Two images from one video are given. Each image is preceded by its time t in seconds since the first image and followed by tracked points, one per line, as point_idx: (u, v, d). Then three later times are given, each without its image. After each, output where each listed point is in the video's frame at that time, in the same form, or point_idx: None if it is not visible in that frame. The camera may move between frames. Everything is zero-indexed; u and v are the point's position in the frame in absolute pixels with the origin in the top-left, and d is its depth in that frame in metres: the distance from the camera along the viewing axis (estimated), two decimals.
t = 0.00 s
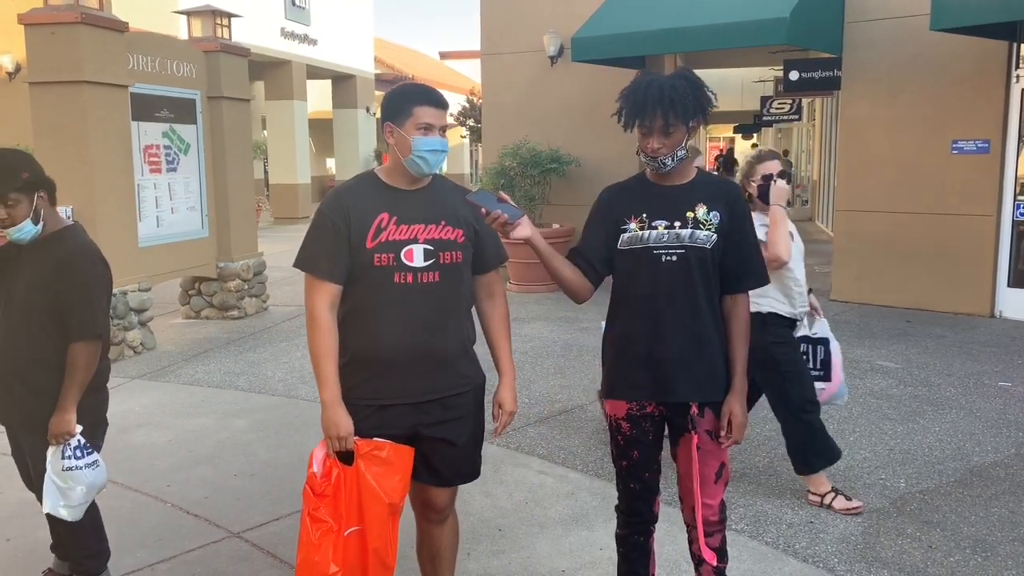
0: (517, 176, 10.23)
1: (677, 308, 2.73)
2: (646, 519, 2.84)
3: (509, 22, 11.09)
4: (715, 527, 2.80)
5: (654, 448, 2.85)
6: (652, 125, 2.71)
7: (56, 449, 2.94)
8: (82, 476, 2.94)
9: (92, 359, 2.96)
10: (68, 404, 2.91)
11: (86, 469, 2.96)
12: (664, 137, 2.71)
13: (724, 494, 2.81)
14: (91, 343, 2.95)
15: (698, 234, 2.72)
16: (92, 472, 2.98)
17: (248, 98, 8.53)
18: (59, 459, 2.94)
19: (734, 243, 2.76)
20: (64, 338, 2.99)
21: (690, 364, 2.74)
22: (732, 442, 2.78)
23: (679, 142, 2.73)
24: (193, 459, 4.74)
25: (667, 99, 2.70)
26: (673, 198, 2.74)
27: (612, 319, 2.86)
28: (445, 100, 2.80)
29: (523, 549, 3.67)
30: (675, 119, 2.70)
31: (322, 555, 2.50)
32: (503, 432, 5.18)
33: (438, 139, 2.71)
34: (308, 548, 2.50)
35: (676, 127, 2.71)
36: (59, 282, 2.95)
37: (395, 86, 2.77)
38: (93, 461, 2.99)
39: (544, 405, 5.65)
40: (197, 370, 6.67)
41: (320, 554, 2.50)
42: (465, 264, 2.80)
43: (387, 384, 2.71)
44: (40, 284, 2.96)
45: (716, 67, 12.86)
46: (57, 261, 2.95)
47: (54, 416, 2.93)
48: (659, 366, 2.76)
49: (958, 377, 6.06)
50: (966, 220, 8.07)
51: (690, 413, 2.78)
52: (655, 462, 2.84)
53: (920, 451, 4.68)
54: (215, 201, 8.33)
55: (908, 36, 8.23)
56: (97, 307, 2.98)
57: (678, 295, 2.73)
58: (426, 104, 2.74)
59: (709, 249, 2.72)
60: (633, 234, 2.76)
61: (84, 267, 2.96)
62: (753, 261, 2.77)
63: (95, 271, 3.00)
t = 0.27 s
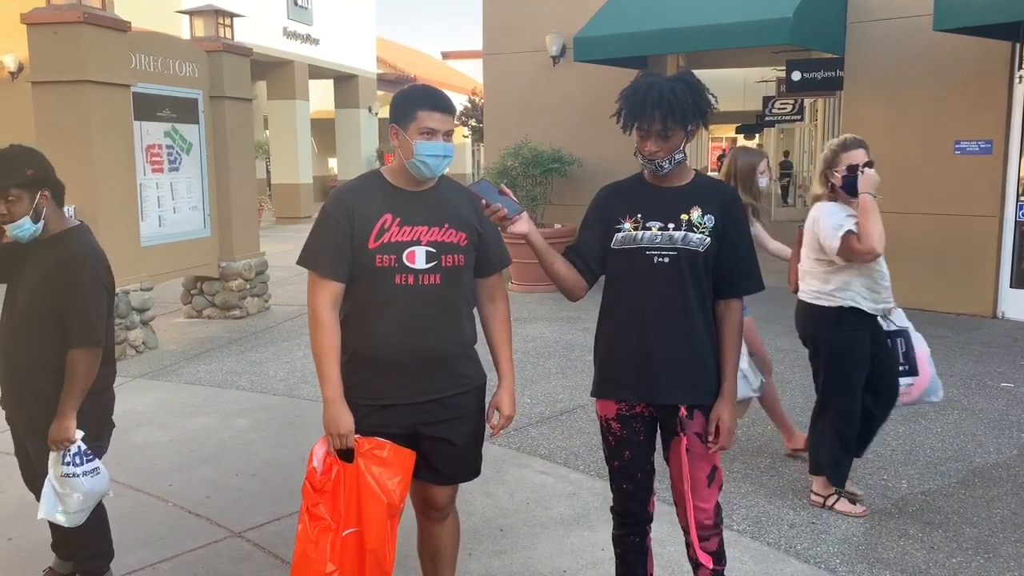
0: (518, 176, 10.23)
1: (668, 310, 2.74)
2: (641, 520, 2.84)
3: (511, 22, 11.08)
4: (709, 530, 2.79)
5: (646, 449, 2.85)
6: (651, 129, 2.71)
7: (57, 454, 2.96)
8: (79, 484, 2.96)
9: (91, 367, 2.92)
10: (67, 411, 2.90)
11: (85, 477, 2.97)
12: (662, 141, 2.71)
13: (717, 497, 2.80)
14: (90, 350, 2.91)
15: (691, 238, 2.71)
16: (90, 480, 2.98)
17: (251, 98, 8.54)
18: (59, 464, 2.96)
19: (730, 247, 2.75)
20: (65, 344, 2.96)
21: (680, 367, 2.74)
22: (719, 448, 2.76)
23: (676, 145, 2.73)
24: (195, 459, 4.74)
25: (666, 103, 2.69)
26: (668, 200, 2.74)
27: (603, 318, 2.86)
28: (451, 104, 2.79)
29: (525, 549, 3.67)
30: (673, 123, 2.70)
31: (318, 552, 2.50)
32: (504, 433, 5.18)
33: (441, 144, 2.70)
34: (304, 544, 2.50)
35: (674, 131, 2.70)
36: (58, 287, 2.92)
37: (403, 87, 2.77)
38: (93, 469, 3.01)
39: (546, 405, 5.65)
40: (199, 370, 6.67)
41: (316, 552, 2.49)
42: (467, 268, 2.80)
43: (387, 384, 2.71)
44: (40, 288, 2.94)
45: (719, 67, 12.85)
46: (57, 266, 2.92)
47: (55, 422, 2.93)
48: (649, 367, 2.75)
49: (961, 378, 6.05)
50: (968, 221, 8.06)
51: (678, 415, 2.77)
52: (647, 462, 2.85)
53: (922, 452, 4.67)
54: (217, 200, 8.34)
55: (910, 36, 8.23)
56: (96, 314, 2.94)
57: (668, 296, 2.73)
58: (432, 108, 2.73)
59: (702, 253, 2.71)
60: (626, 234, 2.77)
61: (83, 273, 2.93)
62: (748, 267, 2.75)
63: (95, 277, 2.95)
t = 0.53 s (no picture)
0: (521, 176, 10.22)
1: (666, 310, 2.73)
2: (643, 520, 2.85)
3: (515, 22, 11.08)
4: (710, 532, 2.79)
5: (646, 449, 2.84)
6: (652, 131, 2.70)
7: (57, 458, 2.93)
8: (77, 488, 2.93)
9: (91, 371, 2.92)
10: (67, 414, 2.89)
11: (83, 482, 2.93)
12: (663, 144, 2.70)
13: (717, 498, 2.80)
14: (89, 352, 2.90)
15: (689, 238, 2.71)
16: (89, 484, 2.95)
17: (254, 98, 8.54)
18: (59, 468, 2.93)
19: (728, 248, 2.75)
20: (64, 346, 2.96)
21: (678, 366, 2.73)
22: (715, 449, 2.74)
23: (678, 148, 2.72)
24: (197, 458, 4.74)
25: (669, 106, 2.67)
26: (668, 201, 2.74)
27: (602, 317, 2.85)
28: (457, 104, 2.78)
29: (527, 550, 3.67)
30: (675, 126, 2.68)
31: (318, 550, 2.49)
32: (506, 433, 5.17)
33: (445, 144, 2.69)
34: (304, 541, 2.50)
35: (676, 134, 2.70)
36: (56, 290, 2.91)
37: (409, 86, 2.77)
38: (93, 473, 2.97)
39: (548, 405, 5.65)
40: (202, 369, 6.67)
41: (316, 549, 2.49)
42: (470, 269, 2.80)
43: (388, 384, 2.71)
44: (40, 290, 2.94)
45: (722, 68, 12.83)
46: (55, 268, 2.91)
47: (55, 425, 2.92)
48: (647, 367, 2.75)
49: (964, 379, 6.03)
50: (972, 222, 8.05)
51: (677, 415, 2.79)
52: (647, 462, 2.84)
53: (926, 453, 4.67)
54: (220, 200, 8.35)
55: (914, 37, 8.22)
56: (94, 316, 2.92)
57: (667, 297, 2.73)
58: (437, 109, 2.72)
59: (700, 254, 2.71)
60: (625, 235, 2.77)
61: (80, 275, 2.91)
62: (746, 268, 2.75)
63: (93, 279, 2.94)
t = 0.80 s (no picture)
0: (524, 177, 10.23)
1: (669, 312, 2.73)
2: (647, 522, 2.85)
3: (518, 23, 11.09)
4: (714, 533, 2.79)
5: (652, 451, 2.83)
6: (650, 134, 2.69)
7: (58, 458, 2.91)
8: (77, 489, 2.92)
9: (90, 372, 2.90)
10: (68, 414, 2.88)
11: (83, 482, 2.93)
12: (661, 147, 2.69)
13: (722, 499, 2.79)
14: (89, 352, 2.89)
15: (693, 239, 2.72)
16: (89, 485, 2.94)
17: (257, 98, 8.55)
18: (59, 469, 2.92)
19: (730, 249, 2.76)
20: (63, 347, 2.93)
21: (682, 367, 2.73)
22: (722, 448, 2.74)
23: (676, 150, 2.71)
24: (199, 459, 4.74)
25: (666, 109, 2.67)
26: (671, 202, 2.74)
27: (608, 320, 2.85)
28: (461, 105, 2.79)
29: (529, 551, 3.67)
30: (673, 129, 2.68)
31: (319, 549, 2.49)
32: (508, 434, 5.17)
33: (450, 144, 2.69)
34: (305, 542, 2.50)
35: (674, 137, 2.69)
36: (53, 291, 2.89)
37: (413, 88, 2.78)
38: (93, 474, 2.96)
39: (550, 407, 5.64)
40: (205, 369, 6.67)
41: (317, 549, 2.49)
42: (470, 272, 2.79)
43: (388, 385, 2.71)
44: (35, 292, 2.91)
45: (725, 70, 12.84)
46: (51, 269, 2.89)
47: (55, 426, 2.90)
48: (653, 368, 2.75)
49: (966, 383, 6.02)
50: (975, 225, 8.04)
51: (684, 416, 2.78)
52: (653, 464, 2.84)
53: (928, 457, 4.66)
54: (223, 201, 8.36)
55: (917, 40, 8.22)
56: (92, 316, 2.91)
57: (671, 298, 2.73)
58: (443, 110, 2.73)
59: (704, 255, 2.72)
60: (628, 236, 2.76)
61: (78, 275, 2.89)
62: (748, 267, 2.76)
63: (90, 279, 2.92)
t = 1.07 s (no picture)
0: (525, 181, 10.23)
1: (675, 316, 2.73)
2: (652, 526, 2.84)
3: (520, 27, 11.11)
4: (719, 536, 2.79)
5: (658, 455, 2.83)
6: (650, 139, 2.69)
7: (43, 459, 2.88)
8: (70, 487, 2.91)
9: (72, 371, 2.84)
10: (53, 413, 2.82)
11: (75, 480, 2.92)
12: (661, 150, 2.69)
13: (728, 502, 2.80)
14: (75, 350, 2.84)
15: (698, 242, 2.71)
16: (81, 482, 2.94)
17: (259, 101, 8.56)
18: (48, 470, 2.90)
19: (736, 252, 2.75)
20: (45, 346, 2.85)
21: (690, 371, 2.73)
22: (731, 449, 2.76)
23: (676, 154, 2.71)
24: (199, 462, 4.74)
25: (663, 113, 2.67)
26: (675, 206, 2.73)
27: (614, 326, 2.84)
28: (463, 108, 2.80)
29: (529, 555, 3.66)
30: (671, 133, 2.68)
31: (316, 552, 2.50)
32: (508, 438, 5.17)
33: (456, 147, 2.71)
34: (303, 545, 2.51)
35: (674, 141, 2.69)
36: (37, 289, 2.81)
37: (415, 90, 2.79)
38: (83, 471, 2.96)
39: (550, 411, 5.64)
40: (205, 372, 6.67)
41: (314, 552, 2.50)
42: (470, 275, 2.78)
43: (388, 389, 2.71)
44: (14, 290, 2.81)
45: (726, 75, 12.85)
46: (35, 266, 2.81)
47: (38, 426, 2.84)
48: (660, 372, 2.74)
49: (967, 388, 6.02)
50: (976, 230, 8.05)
51: (692, 420, 2.77)
52: (659, 467, 2.83)
53: (929, 462, 4.66)
54: (224, 204, 8.37)
55: (918, 45, 8.22)
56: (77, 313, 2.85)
57: (677, 302, 2.73)
58: (449, 112, 2.74)
59: (710, 257, 2.72)
60: (633, 241, 2.76)
61: (64, 272, 2.84)
62: (753, 269, 2.75)
63: (75, 276, 2.87)
